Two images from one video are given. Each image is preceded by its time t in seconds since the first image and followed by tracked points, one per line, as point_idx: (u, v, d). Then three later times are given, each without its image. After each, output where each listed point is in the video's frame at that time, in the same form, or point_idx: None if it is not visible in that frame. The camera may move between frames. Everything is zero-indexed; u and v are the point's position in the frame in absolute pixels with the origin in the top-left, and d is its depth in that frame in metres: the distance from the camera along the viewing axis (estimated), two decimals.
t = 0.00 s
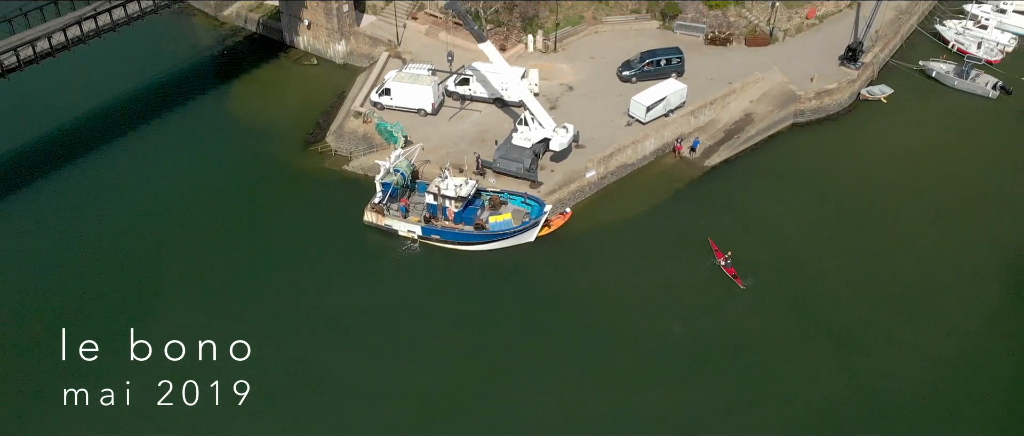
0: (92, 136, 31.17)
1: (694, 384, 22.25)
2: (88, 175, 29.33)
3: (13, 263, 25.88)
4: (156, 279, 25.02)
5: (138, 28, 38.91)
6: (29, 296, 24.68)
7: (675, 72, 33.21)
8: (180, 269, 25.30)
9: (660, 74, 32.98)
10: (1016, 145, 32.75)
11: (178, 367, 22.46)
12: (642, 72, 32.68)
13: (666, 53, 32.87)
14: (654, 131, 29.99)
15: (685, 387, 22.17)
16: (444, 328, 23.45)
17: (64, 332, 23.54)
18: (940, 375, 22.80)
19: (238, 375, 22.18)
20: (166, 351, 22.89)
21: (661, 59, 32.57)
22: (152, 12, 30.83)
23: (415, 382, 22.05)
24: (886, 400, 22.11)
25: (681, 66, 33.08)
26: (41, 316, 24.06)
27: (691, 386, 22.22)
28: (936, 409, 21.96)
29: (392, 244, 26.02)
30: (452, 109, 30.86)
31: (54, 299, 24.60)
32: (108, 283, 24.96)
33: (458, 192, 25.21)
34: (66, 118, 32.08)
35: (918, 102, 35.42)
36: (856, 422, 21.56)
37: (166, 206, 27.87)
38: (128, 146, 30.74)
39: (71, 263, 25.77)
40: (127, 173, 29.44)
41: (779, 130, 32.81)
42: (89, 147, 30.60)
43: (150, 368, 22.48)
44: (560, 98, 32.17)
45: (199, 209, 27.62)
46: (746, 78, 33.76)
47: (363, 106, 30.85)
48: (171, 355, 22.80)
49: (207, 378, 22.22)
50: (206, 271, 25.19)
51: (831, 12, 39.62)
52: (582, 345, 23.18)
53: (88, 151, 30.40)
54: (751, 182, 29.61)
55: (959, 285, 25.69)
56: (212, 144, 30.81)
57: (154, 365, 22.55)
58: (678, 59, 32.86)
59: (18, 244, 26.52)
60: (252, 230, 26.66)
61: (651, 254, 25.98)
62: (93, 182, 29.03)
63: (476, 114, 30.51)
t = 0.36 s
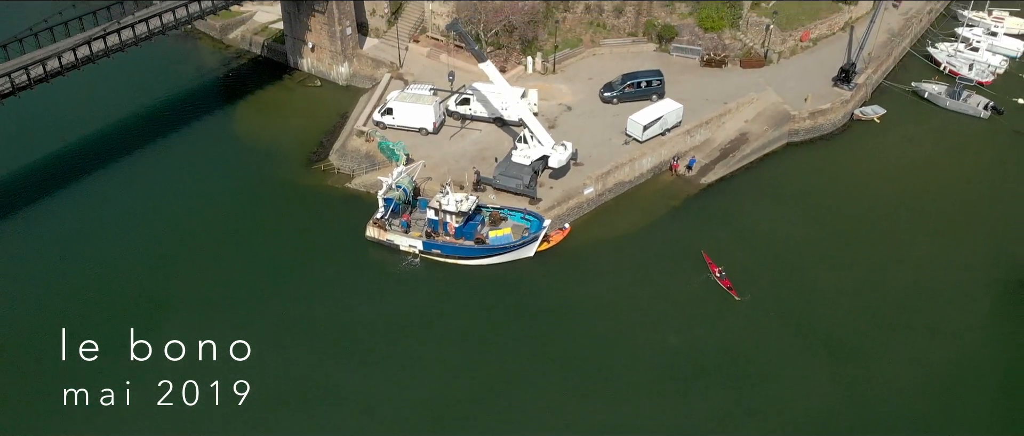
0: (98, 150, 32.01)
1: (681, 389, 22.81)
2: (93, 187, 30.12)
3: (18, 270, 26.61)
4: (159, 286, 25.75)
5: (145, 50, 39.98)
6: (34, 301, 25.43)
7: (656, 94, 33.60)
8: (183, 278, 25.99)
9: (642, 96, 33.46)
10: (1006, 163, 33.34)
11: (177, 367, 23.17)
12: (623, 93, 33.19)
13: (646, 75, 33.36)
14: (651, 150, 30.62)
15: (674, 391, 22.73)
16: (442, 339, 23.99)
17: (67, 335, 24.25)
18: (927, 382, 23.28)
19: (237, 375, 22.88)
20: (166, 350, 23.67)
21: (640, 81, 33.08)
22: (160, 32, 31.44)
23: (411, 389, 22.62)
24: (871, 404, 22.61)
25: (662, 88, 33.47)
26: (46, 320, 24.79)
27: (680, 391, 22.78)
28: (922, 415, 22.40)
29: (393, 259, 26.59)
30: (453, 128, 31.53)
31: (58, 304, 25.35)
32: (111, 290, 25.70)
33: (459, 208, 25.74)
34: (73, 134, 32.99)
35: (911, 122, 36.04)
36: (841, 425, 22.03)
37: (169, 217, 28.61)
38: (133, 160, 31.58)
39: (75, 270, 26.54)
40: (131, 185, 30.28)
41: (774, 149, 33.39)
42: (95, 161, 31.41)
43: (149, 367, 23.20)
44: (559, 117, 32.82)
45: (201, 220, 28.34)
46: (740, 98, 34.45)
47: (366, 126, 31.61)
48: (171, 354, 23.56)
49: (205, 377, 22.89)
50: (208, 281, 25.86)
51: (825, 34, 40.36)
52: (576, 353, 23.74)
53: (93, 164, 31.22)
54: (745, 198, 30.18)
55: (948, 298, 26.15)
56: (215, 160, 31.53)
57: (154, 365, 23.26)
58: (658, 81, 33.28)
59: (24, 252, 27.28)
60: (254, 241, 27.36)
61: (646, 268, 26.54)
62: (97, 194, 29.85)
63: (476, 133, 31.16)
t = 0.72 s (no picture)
0: (103, 167, 32.72)
1: (674, 394, 23.35)
2: (97, 202, 30.77)
3: (24, 280, 27.20)
4: (163, 297, 26.37)
5: (151, 74, 40.91)
6: (40, 310, 26.01)
7: (638, 116, 34.11)
8: (187, 290, 26.58)
9: (624, 118, 33.98)
10: (997, 183, 33.90)
11: (178, 369, 23.84)
12: (605, 115, 33.76)
13: (629, 97, 33.93)
14: (648, 169, 31.16)
15: (666, 399, 23.21)
16: (440, 350, 24.45)
17: (72, 343, 24.83)
18: (915, 393, 23.70)
19: (236, 379, 23.42)
20: (166, 350, 24.45)
21: (623, 103, 33.61)
22: (167, 52, 32.08)
23: (409, 397, 23.11)
24: (859, 411, 23.09)
25: (644, 110, 34.02)
26: (50, 326, 25.40)
27: (672, 400, 23.22)
28: (911, 422, 22.82)
29: (394, 275, 27.06)
30: (453, 148, 32.12)
31: (63, 312, 25.92)
32: (116, 301, 26.29)
33: (460, 224, 26.25)
34: (79, 153, 33.73)
35: (904, 143, 36.63)
36: (829, 430, 22.50)
37: (173, 231, 29.26)
38: (137, 176, 32.27)
39: (80, 281, 27.15)
40: (136, 199, 30.98)
41: (769, 170, 33.94)
42: (100, 178, 32.09)
43: (150, 367, 23.93)
44: (557, 137, 33.41)
45: (204, 235, 28.98)
46: (735, 119, 35.07)
47: (369, 146, 32.24)
48: (172, 357, 24.22)
49: (205, 378, 23.60)
50: (212, 293, 26.42)
51: (819, 58, 41.06)
52: (571, 364, 24.21)
53: (98, 181, 31.91)
54: (740, 216, 30.68)
55: (939, 313, 26.58)
56: (220, 177, 32.22)
57: (154, 366, 23.95)
58: (640, 103, 33.84)
59: (29, 264, 27.87)
60: (255, 255, 27.94)
61: (642, 284, 27.00)
62: (103, 207, 30.52)
63: (477, 153, 31.74)
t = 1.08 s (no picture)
0: (109, 187, 33.32)
1: (671, 405, 23.76)
2: (103, 220, 31.31)
3: (30, 295, 27.64)
4: (168, 311, 26.86)
5: (156, 96, 41.64)
6: (45, 324, 26.43)
7: (621, 139, 34.63)
8: (191, 305, 27.09)
9: (607, 140, 34.48)
10: (989, 202, 34.43)
11: (178, 368, 24.70)
12: (588, 137, 34.29)
13: (612, 120, 34.49)
14: (645, 189, 31.67)
15: (662, 409, 23.64)
16: (439, 364, 24.85)
17: (78, 355, 25.23)
18: (906, 405, 24.08)
19: (235, 386, 24.08)
20: (166, 351, 25.32)
21: (606, 125, 34.17)
22: (174, 75, 32.73)
23: (409, 409, 23.51)
24: (852, 420, 23.50)
25: (627, 133, 34.54)
26: (54, 335, 26.03)
27: (665, 411, 23.61)
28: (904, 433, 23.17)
29: (395, 293, 27.53)
30: (454, 169, 32.71)
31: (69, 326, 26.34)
32: (121, 315, 26.73)
33: (461, 241, 26.75)
34: (85, 173, 34.33)
35: (898, 165, 37.19)
36: None
37: (178, 248, 29.79)
38: (142, 196, 32.85)
39: (85, 296, 27.59)
40: (141, 217, 31.55)
41: (765, 190, 34.43)
42: (106, 197, 32.65)
43: (152, 368, 24.69)
44: (556, 159, 33.99)
45: (209, 251, 29.53)
46: (732, 141, 35.63)
47: (371, 167, 32.82)
48: (173, 359, 25.05)
49: (205, 378, 24.39)
50: (216, 308, 26.93)
51: (814, 82, 41.79)
52: (570, 376, 24.65)
53: (104, 200, 32.46)
54: (736, 234, 31.18)
55: (932, 330, 26.94)
56: (224, 196, 32.84)
57: (157, 367, 24.77)
58: (623, 126, 34.38)
59: (35, 279, 28.31)
60: (259, 272, 28.48)
61: (639, 300, 27.47)
62: (108, 225, 31.07)
63: (477, 174, 32.30)
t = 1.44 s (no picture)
0: (115, 208, 33.93)
1: (667, 418, 24.16)
2: (109, 240, 31.82)
3: (36, 312, 28.11)
4: (173, 327, 27.35)
5: (161, 119, 42.39)
6: (52, 339, 26.90)
7: (605, 163, 35.20)
8: (196, 321, 27.60)
9: (590, 164, 35.08)
10: (984, 224, 34.89)
11: (183, 386, 25.03)
12: (572, 160, 34.92)
13: (596, 144, 35.15)
14: (644, 210, 32.15)
15: (661, 426, 23.94)
16: (441, 381, 25.20)
17: (83, 370, 25.66)
18: (902, 423, 24.36)
19: (239, 404, 24.40)
20: (170, 363, 25.88)
21: (590, 149, 34.81)
22: (179, 98, 33.40)
23: (411, 425, 23.80)
24: None
25: (610, 157, 35.11)
26: (61, 352, 26.37)
27: (664, 428, 23.90)
28: None
29: (397, 312, 27.92)
30: (455, 190, 33.28)
31: (75, 341, 26.82)
32: (126, 331, 27.19)
33: (461, 260, 27.26)
34: (92, 195, 34.91)
35: (893, 187, 37.71)
36: None
37: (183, 266, 30.33)
38: (148, 216, 33.43)
39: (90, 312, 28.05)
40: (147, 236, 32.13)
41: (761, 212, 34.94)
42: (112, 218, 33.24)
43: (157, 386, 25.02)
44: (556, 180, 34.51)
45: (213, 270, 30.07)
46: (728, 164, 36.18)
47: (373, 188, 33.41)
48: (177, 376, 25.38)
49: (210, 395, 24.70)
50: (221, 325, 27.40)
51: (809, 106, 42.44)
52: (569, 393, 24.98)
53: (110, 220, 33.05)
54: (733, 255, 31.63)
55: (926, 348, 27.29)
56: (228, 215, 33.47)
57: (162, 384, 25.09)
58: (606, 150, 34.98)
59: (42, 296, 28.80)
60: (263, 291, 28.98)
61: (638, 319, 27.86)
62: (114, 244, 31.64)
63: (478, 195, 32.85)
